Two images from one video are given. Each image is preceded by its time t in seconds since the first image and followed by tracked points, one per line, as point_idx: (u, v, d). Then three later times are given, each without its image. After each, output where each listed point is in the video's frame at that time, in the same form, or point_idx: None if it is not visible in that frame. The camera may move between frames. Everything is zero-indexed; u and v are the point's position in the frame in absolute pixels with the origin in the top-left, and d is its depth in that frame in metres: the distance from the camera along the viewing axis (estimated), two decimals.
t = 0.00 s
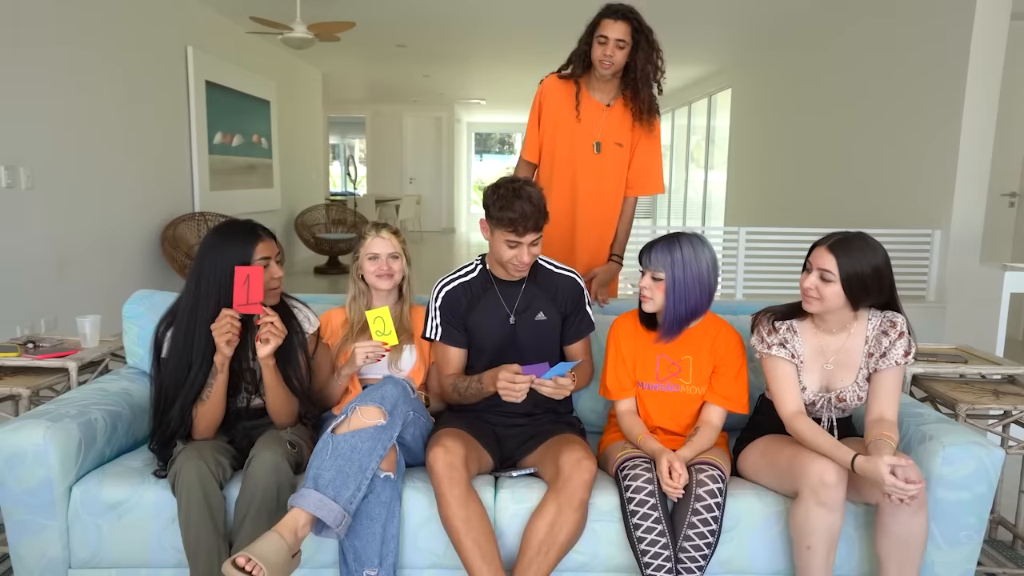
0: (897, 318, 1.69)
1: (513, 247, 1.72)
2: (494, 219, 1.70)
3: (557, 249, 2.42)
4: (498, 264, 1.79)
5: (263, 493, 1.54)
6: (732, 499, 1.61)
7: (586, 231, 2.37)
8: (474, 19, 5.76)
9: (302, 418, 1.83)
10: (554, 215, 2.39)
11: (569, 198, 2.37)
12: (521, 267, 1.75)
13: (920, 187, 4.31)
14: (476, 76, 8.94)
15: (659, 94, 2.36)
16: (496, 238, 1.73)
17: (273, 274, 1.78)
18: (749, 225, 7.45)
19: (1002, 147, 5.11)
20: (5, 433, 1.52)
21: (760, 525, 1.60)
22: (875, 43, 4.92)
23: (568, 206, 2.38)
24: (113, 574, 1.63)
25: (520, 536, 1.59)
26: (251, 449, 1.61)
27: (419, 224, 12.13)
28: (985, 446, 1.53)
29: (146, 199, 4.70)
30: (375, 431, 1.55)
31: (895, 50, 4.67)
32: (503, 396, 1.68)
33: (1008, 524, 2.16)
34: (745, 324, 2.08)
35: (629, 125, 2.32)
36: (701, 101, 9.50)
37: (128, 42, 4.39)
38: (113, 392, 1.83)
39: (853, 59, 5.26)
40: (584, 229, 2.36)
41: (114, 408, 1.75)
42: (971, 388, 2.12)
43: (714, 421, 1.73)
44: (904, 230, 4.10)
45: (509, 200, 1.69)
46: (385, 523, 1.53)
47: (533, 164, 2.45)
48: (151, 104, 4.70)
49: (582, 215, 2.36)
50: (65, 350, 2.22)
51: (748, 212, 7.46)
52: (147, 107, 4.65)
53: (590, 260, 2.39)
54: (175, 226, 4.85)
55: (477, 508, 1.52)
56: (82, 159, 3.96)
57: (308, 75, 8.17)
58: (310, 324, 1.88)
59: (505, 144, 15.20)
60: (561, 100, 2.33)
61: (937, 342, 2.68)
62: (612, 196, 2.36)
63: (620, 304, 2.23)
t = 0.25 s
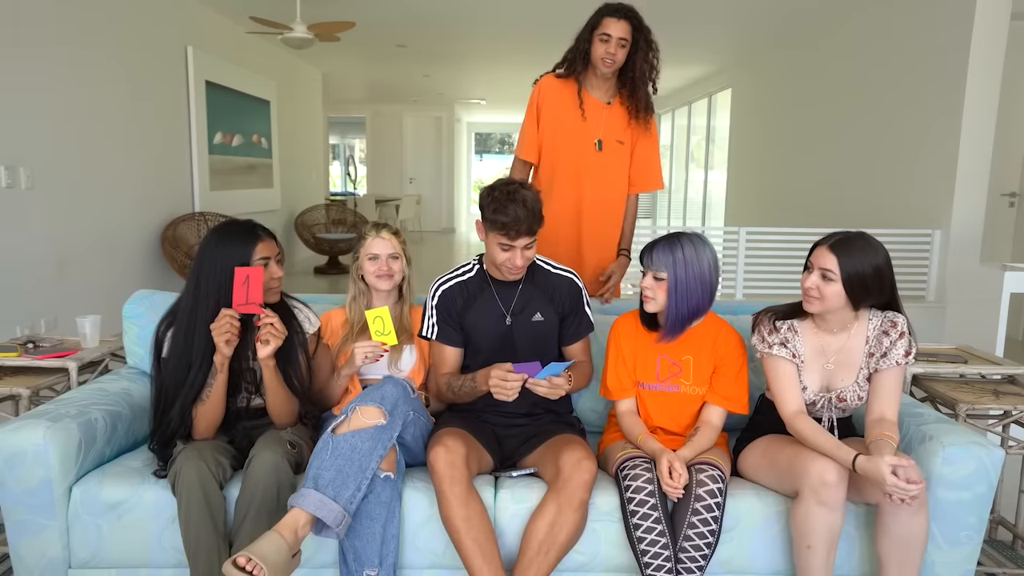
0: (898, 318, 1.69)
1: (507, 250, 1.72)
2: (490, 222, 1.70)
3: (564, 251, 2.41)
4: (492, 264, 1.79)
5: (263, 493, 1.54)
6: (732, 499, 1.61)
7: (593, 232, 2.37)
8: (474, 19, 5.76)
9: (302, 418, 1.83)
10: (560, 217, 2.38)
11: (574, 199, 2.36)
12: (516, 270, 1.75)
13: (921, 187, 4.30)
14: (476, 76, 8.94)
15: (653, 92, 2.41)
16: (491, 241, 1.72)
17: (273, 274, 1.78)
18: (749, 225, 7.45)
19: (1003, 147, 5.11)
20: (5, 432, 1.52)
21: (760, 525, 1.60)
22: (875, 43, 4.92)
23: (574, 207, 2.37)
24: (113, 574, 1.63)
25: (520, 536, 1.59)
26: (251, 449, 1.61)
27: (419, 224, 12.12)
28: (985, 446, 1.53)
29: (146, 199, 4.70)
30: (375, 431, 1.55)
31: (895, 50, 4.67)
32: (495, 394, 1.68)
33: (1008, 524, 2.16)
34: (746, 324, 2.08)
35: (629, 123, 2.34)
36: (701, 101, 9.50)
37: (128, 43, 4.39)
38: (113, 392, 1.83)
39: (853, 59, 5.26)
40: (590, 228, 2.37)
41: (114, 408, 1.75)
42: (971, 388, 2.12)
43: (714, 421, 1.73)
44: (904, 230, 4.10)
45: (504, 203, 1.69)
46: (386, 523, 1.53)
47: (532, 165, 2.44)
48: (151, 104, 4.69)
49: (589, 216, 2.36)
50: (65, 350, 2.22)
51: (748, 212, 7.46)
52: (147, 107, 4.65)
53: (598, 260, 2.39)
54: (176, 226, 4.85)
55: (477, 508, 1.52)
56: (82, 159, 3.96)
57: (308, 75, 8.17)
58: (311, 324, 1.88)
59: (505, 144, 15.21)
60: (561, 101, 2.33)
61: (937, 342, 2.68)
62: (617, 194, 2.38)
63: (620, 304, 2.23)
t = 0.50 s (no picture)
0: (899, 318, 1.69)
1: (506, 251, 1.72)
2: (489, 224, 1.70)
3: (567, 252, 2.41)
4: (492, 265, 1.79)
5: (263, 493, 1.54)
6: (732, 499, 1.61)
7: (595, 231, 2.38)
8: (473, 19, 5.76)
9: (302, 418, 1.83)
10: (561, 217, 2.38)
11: (576, 199, 2.36)
12: (516, 271, 1.75)
13: (921, 187, 4.30)
14: (476, 76, 8.94)
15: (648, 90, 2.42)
16: (490, 242, 1.72)
17: (272, 274, 1.78)
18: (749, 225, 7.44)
19: (1002, 147, 5.11)
20: (5, 432, 1.52)
21: (760, 525, 1.60)
22: (875, 43, 4.92)
23: (576, 208, 2.37)
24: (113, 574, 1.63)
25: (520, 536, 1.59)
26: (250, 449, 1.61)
27: (419, 224, 12.12)
28: (985, 446, 1.53)
29: (146, 199, 4.70)
30: (375, 431, 1.55)
31: (895, 50, 4.67)
32: (493, 394, 1.68)
33: (1008, 524, 2.16)
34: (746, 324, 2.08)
35: (628, 122, 2.35)
36: (701, 101, 9.49)
37: (128, 43, 4.39)
38: (113, 392, 1.83)
39: (853, 58, 5.26)
40: (592, 227, 2.37)
41: (113, 408, 1.75)
42: (971, 388, 2.12)
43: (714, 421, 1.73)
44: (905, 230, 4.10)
45: (503, 204, 1.68)
46: (386, 523, 1.53)
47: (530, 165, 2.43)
48: (151, 104, 4.69)
49: (591, 216, 2.36)
50: (65, 350, 2.22)
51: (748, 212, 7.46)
52: (147, 107, 4.65)
53: (601, 259, 2.40)
54: (176, 226, 4.85)
55: (477, 508, 1.52)
56: (82, 159, 3.96)
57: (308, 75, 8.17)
58: (311, 324, 1.88)
59: (505, 144, 15.21)
60: (561, 100, 2.33)
61: (937, 342, 2.68)
62: (618, 192, 2.38)
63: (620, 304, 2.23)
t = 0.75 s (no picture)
0: (900, 318, 1.69)
1: (507, 251, 1.71)
2: (489, 223, 1.70)
3: (566, 252, 2.41)
4: (492, 265, 1.79)
5: (263, 493, 1.54)
6: (732, 499, 1.61)
7: (595, 232, 2.38)
8: (473, 19, 5.76)
9: (302, 418, 1.83)
10: (561, 217, 2.38)
11: (575, 199, 2.36)
12: (516, 271, 1.75)
13: (920, 187, 4.30)
14: (476, 76, 8.94)
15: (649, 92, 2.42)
16: (491, 242, 1.72)
17: (272, 273, 1.78)
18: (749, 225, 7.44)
19: (1002, 147, 5.11)
20: (5, 433, 1.52)
21: (760, 525, 1.60)
22: (875, 43, 4.92)
23: (575, 208, 2.37)
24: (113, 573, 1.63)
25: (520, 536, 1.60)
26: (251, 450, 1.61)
27: (419, 224, 12.13)
28: (985, 446, 1.53)
29: (146, 199, 4.70)
30: (375, 431, 1.55)
31: (895, 49, 4.67)
32: (495, 396, 1.69)
33: (1008, 524, 2.16)
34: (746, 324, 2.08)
35: (628, 123, 2.35)
36: (701, 101, 9.50)
37: (128, 43, 4.39)
38: (113, 392, 1.83)
39: (852, 58, 5.26)
40: (592, 227, 2.38)
41: (114, 408, 1.76)
42: (971, 388, 2.12)
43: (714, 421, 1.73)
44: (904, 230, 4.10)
45: (505, 205, 1.68)
46: (386, 523, 1.53)
47: (529, 165, 2.44)
48: (151, 104, 4.69)
49: (590, 216, 2.37)
50: (65, 350, 2.22)
51: (748, 212, 7.46)
52: (147, 107, 4.65)
53: (601, 259, 2.40)
54: (175, 226, 4.85)
55: (476, 508, 1.52)
56: (82, 159, 3.96)
57: (308, 75, 8.17)
58: (311, 323, 1.88)
59: (505, 144, 15.21)
60: (561, 100, 2.33)
61: (937, 342, 2.68)
62: (618, 193, 2.38)
63: (621, 304, 2.23)
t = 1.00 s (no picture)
0: (900, 318, 1.69)
1: (519, 251, 1.70)
2: (497, 225, 1.68)
3: (566, 252, 2.42)
4: (501, 268, 1.77)
5: (263, 493, 1.54)
6: (732, 499, 1.61)
7: (595, 232, 2.38)
8: (473, 19, 5.76)
9: (302, 418, 1.83)
10: (561, 217, 2.38)
11: (575, 199, 2.37)
12: (526, 271, 1.74)
13: (920, 187, 4.30)
14: (476, 76, 8.94)
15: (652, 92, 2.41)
16: (500, 242, 1.71)
17: (272, 274, 1.78)
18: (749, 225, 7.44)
19: (1002, 147, 5.11)
20: (5, 432, 1.52)
21: (760, 525, 1.60)
22: (875, 43, 4.93)
23: (576, 208, 2.37)
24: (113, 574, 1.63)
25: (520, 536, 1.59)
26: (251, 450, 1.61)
27: (419, 224, 12.13)
28: (985, 446, 1.53)
29: (146, 199, 4.70)
30: (375, 431, 1.55)
31: (895, 49, 4.67)
32: (495, 400, 1.69)
33: (1008, 524, 2.16)
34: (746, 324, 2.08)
35: (629, 123, 2.35)
36: (701, 101, 9.50)
37: (128, 43, 4.39)
38: (113, 392, 1.83)
39: (852, 58, 5.26)
40: (592, 227, 2.38)
41: (113, 408, 1.75)
42: (971, 388, 2.12)
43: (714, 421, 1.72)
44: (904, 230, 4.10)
45: (510, 204, 1.68)
46: (386, 523, 1.53)
47: (530, 165, 2.44)
48: (151, 104, 4.69)
49: (590, 216, 2.36)
50: (65, 351, 2.22)
51: (748, 212, 7.46)
52: (147, 107, 4.65)
53: (601, 259, 2.40)
54: (175, 226, 4.85)
55: (476, 509, 1.52)
56: (82, 159, 3.95)
57: (308, 75, 8.17)
58: (311, 324, 1.88)
59: (505, 144, 15.20)
60: (562, 100, 2.33)
61: (937, 342, 2.68)
62: (619, 194, 2.38)
63: (621, 304, 2.23)
